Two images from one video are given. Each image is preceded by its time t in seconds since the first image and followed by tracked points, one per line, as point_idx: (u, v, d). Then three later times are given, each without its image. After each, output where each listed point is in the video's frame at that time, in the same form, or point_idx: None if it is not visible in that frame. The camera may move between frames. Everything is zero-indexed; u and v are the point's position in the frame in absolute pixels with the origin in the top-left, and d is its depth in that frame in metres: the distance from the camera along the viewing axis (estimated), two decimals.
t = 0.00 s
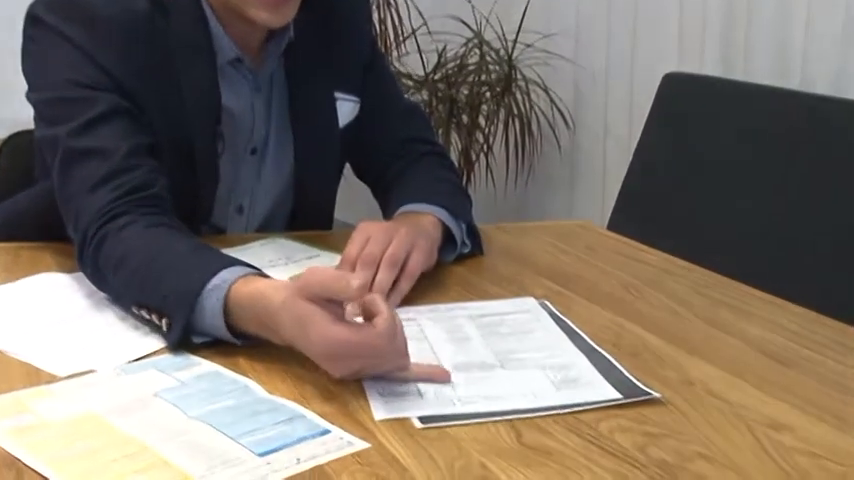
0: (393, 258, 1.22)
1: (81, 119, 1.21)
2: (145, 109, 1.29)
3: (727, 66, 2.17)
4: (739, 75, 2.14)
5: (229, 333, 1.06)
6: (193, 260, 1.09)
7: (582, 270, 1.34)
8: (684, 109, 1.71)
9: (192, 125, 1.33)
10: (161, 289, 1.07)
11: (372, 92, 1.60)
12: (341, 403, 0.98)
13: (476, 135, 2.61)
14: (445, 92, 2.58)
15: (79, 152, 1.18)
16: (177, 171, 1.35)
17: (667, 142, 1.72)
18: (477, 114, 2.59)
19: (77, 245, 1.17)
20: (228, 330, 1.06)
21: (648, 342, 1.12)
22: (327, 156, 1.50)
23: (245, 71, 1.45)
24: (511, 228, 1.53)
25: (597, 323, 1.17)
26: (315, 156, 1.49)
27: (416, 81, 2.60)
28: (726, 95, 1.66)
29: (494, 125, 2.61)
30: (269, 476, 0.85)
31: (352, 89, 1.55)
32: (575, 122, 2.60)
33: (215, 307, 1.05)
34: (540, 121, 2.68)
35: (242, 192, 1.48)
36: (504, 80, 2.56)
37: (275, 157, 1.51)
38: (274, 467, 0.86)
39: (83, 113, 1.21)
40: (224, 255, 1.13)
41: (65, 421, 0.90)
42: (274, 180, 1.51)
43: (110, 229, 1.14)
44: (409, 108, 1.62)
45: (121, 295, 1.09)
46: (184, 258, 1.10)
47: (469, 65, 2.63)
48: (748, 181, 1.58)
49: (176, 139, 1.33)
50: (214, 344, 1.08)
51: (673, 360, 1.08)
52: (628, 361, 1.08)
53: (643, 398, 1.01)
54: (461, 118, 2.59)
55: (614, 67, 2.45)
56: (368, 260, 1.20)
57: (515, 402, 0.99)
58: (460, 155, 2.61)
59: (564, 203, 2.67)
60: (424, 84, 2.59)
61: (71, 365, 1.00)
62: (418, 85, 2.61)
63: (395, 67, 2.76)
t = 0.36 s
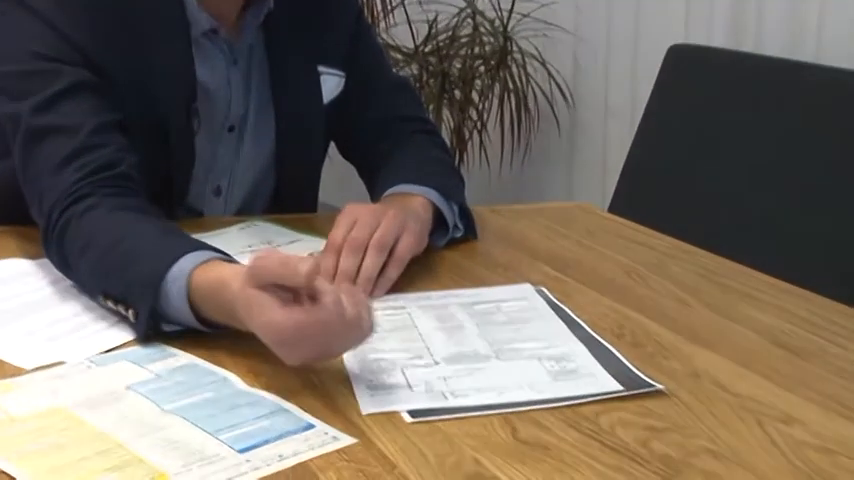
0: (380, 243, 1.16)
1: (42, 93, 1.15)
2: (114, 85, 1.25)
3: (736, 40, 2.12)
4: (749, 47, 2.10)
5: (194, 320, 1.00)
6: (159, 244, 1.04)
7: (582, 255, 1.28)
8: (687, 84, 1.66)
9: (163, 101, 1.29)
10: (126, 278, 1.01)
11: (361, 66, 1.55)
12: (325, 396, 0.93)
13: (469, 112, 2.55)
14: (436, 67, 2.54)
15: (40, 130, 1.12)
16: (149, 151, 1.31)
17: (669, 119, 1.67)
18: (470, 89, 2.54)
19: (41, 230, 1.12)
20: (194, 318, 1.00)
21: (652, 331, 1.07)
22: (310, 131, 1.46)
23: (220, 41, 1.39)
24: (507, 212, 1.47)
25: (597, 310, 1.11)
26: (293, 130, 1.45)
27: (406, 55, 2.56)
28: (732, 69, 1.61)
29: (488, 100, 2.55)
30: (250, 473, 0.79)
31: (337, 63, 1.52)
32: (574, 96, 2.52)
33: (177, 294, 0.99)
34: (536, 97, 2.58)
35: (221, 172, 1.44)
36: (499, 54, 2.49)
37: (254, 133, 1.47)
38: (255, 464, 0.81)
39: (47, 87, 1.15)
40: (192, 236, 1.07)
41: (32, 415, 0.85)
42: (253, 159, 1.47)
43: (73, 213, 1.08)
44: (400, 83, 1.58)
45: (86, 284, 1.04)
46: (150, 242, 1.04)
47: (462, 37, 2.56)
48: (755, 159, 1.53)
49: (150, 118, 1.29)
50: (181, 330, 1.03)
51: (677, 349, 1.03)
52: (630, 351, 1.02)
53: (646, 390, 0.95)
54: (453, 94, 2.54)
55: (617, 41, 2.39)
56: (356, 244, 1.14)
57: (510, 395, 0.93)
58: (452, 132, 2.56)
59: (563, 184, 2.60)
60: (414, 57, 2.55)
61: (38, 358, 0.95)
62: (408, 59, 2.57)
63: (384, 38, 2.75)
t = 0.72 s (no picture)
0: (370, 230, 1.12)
1: (10, 65, 1.11)
2: (88, 62, 1.20)
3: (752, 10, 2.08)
4: (765, 18, 2.07)
5: (224, 272, 0.99)
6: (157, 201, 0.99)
7: (585, 242, 1.23)
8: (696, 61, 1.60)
9: (138, 78, 1.23)
10: (129, 239, 0.98)
11: (352, 42, 1.49)
12: (312, 389, 0.87)
13: (465, 88, 2.48)
14: (430, 40, 2.45)
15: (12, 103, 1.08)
16: (118, 128, 1.23)
17: (677, 96, 1.61)
18: (466, 65, 2.46)
19: (10, 217, 1.08)
20: (225, 271, 0.99)
21: (659, 322, 1.01)
22: (295, 108, 1.40)
23: (197, 15, 1.34)
24: (506, 196, 1.41)
25: (600, 300, 1.06)
26: (282, 109, 1.39)
27: (398, 28, 2.47)
28: (742, 44, 1.55)
29: (486, 76, 2.48)
30: (233, 474, 0.74)
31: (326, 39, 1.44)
32: (577, 72, 2.48)
33: (210, 243, 0.98)
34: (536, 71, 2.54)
35: (199, 154, 1.39)
36: (498, 27, 2.43)
37: (236, 113, 1.41)
38: (237, 464, 0.76)
39: (14, 59, 1.11)
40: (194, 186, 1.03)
41: None
42: (235, 138, 1.41)
43: (48, 192, 1.03)
44: (389, 58, 1.53)
45: (74, 260, 1.01)
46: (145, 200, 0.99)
47: (457, 11, 2.49)
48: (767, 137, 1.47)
49: (121, 97, 1.23)
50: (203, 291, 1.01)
51: (685, 341, 0.97)
52: (635, 343, 0.97)
53: (653, 385, 0.90)
54: (447, 70, 2.46)
55: (625, 14, 2.35)
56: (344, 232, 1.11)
57: (508, 390, 0.88)
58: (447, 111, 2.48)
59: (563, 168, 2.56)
60: (405, 30, 2.46)
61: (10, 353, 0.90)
62: (399, 32, 2.48)
63: (376, 8, 2.61)
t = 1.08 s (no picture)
0: (373, 222, 1.05)
1: None
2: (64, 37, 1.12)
3: None
4: None
5: (281, 208, 1.03)
6: (192, 152, 1.01)
7: (594, 230, 1.17)
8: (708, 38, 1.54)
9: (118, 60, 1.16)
10: (171, 189, 0.99)
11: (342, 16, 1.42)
12: (301, 385, 0.82)
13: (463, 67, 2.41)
14: (427, 15, 2.38)
15: None
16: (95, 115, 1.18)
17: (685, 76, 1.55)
18: (465, 41, 2.40)
19: None
20: (282, 207, 1.03)
21: (671, 314, 0.96)
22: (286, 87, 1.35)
23: None
24: (508, 181, 1.36)
25: (608, 291, 1.00)
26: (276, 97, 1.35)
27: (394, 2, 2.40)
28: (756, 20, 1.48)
29: (485, 53, 2.42)
30: (216, 477, 0.69)
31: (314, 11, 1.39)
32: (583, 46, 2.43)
33: (268, 178, 1.02)
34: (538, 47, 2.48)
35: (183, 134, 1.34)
36: (498, 2, 2.36)
37: (220, 94, 1.35)
38: (223, 466, 0.70)
39: None
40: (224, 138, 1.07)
41: None
42: (220, 119, 1.36)
43: (54, 166, 1.00)
44: (384, 33, 1.46)
45: (95, 223, 0.99)
46: (182, 151, 1.01)
47: None
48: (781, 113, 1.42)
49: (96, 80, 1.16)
50: (253, 234, 1.04)
51: (698, 334, 0.92)
52: (646, 337, 0.91)
53: (664, 382, 0.84)
54: (444, 47, 2.39)
55: None
56: (344, 220, 1.04)
57: (509, 388, 0.83)
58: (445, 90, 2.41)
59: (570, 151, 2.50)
60: (401, 5, 2.40)
61: None
62: (396, 7, 2.41)
63: None
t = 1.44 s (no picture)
0: (371, 218, 0.99)
1: None
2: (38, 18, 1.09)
3: None
4: None
5: (269, 209, 0.97)
6: (176, 143, 0.95)
7: (602, 216, 1.12)
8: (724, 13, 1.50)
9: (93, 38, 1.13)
10: (150, 183, 0.93)
11: None
12: (290, 380, 0.77)
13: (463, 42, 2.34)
14: None
15: None
16: (66, 96, 1.13)
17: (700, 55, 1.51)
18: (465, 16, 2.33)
19: None
20: (269, 206, 0.97)
21: (684, 305, 0.91)
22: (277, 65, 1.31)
23: None
24: (509, 164, 1.31)
25: (617, 281, 0.95)
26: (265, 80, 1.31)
27: None
28: None
29: (485, 28, 2.36)
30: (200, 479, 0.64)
31: None
32: (590, 21, 2.37)
33: (256, 174, 0.96)
34: (543, 20, 2.42)
35: (160, 116, 1.28)
36: None
37: (201, 72, 1.30)
38: (207, 467, 0.65)
39: None
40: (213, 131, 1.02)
41: None
42: (201, 99, 1.31)
43: (29, 148, 0.95)
44: (378, 5, 1.41)
45: (68, 214, 0.93)
46: (165, 143, 0.95)
47: None
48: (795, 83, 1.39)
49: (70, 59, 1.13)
50: (237, 235, 0.98)
51: (711, 326, 0.87)
52: (657, 330, 0.86)
53: (676, 377, 0.79)
54: (443, 22, 2.32)
55: None
56: (341, 214, 0.98)
57: (511, 384, 0.77)
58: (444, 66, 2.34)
59: (578, 133, 2.44)
60: None
61: None
62: None
63: None
